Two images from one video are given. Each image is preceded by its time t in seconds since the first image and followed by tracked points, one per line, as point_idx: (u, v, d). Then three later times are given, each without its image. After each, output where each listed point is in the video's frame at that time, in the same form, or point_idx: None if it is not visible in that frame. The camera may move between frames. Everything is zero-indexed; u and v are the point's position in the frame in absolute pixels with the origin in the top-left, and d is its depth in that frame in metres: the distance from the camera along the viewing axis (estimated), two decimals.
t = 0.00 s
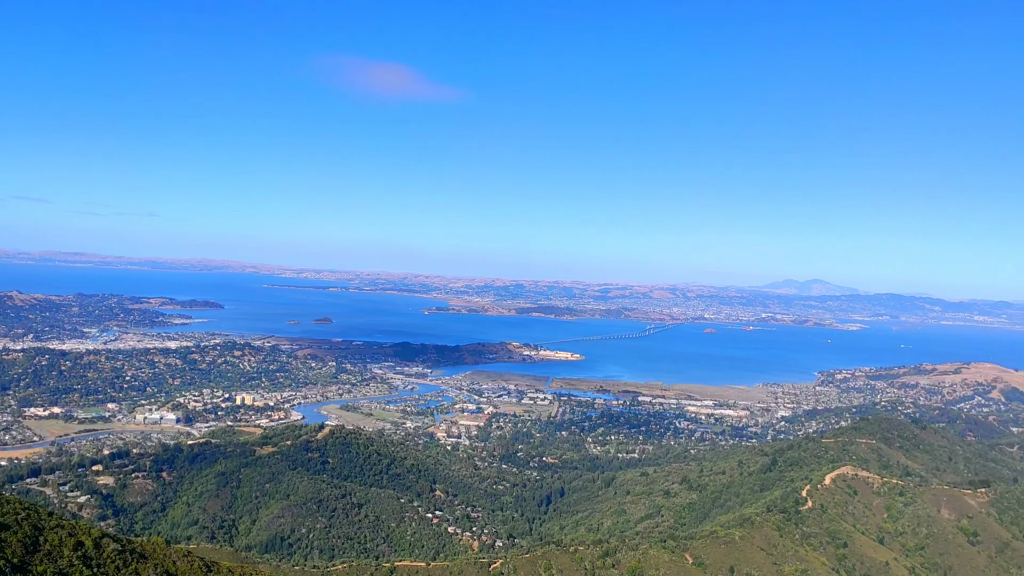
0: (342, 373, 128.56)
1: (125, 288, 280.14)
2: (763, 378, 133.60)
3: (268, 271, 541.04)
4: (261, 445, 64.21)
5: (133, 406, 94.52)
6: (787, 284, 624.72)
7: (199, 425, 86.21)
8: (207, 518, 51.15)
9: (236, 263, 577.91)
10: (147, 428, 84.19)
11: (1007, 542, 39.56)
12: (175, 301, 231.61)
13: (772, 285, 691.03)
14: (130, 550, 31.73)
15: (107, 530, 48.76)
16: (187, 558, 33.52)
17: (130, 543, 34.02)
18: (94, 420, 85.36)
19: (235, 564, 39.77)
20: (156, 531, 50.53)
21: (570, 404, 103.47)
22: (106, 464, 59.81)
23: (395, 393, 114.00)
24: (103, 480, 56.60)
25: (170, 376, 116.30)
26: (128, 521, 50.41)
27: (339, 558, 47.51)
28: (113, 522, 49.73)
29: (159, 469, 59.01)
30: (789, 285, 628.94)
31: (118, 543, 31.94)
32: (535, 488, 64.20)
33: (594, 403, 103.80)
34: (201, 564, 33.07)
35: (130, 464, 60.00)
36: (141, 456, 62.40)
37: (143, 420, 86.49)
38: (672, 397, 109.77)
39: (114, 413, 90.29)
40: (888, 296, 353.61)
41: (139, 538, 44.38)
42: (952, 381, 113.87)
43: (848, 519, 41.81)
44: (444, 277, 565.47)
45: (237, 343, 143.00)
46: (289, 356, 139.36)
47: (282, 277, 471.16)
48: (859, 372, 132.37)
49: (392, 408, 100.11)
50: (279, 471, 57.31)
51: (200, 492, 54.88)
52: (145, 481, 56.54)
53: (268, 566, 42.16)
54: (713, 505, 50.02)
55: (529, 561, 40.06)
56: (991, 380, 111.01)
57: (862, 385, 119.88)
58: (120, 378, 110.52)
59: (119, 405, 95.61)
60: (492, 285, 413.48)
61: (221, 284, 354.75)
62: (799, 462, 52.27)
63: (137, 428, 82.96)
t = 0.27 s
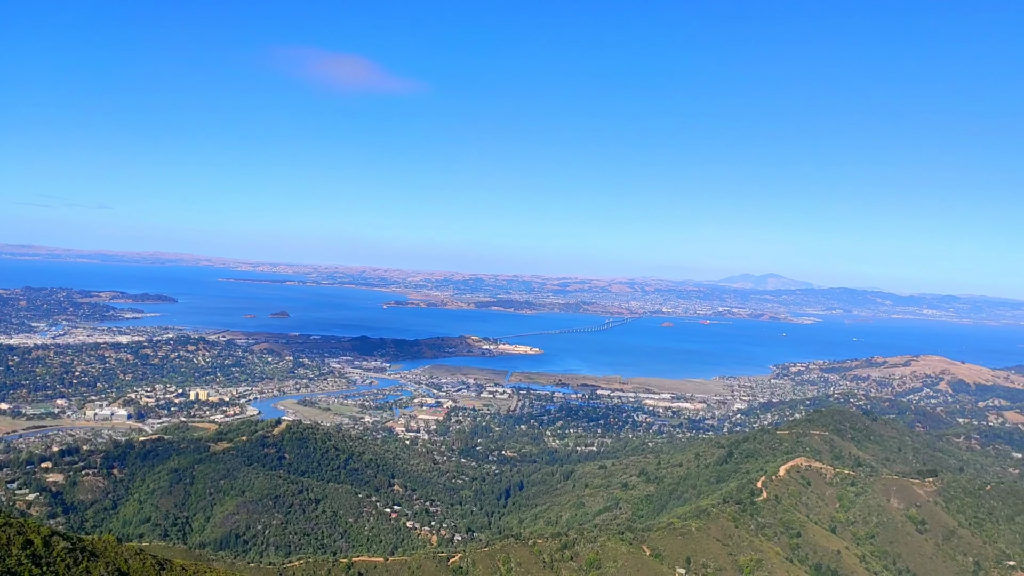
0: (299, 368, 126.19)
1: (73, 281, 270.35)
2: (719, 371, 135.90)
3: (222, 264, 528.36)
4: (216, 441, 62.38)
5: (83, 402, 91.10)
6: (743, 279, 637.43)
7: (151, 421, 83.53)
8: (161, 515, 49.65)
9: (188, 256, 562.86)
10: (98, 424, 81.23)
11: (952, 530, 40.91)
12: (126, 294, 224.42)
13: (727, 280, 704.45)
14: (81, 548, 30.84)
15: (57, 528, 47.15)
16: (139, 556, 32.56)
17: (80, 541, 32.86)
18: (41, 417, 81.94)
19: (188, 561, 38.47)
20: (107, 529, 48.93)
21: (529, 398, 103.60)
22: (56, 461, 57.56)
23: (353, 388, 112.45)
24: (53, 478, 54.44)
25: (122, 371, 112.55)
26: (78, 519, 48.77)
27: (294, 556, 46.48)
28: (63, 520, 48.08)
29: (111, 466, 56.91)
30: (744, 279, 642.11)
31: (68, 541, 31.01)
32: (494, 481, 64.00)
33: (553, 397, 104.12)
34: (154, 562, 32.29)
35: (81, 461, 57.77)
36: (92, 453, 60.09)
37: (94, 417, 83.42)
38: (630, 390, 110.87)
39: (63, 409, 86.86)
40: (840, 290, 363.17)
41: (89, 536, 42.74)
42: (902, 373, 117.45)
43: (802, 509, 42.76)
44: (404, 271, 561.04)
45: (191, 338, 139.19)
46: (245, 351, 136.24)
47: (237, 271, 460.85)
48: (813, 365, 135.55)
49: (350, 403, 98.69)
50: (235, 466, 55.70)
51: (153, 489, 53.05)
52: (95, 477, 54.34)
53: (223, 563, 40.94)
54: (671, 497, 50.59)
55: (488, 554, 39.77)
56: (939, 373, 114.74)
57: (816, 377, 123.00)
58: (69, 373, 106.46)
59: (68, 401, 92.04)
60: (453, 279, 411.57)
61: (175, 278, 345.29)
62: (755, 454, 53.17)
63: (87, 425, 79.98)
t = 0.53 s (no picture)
0: (259, 360, 123.66)
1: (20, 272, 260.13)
2: (679, 363, 137.59)
3: (178, 255, 514.78)
4: (173, 434, 60.49)
5: (35, 396, 87.59)
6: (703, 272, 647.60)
7: (106, 415, 80.74)
8: (117, 510, 48.08)
9: (141, 247, 546.64)
10: (51, 418, 78.10)
11: (906, 517, 42.05)
12: (78, 285, 216.91)
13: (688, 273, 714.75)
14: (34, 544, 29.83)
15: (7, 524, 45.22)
16: (95, 551, 31.52)
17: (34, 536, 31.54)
18: None
19: (145, 556, 37.16)
20: (63, 524, 47.25)
21: (491, 390, 103.38)
22: (7, 456, 55.12)
23: (314, 380, 110.72)
24: (4, 472, 52.02)
25: (76, 364, 108.61)
26: (31, 515, 46.92)
27: (255, 548, 45.44)
28: (15, 515, 46.16)
29: (65, 461, 54.74)
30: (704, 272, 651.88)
31: (21, 536, 29.92)
32: (456, 474, 63.60)
33: (516, 389, 104.07)
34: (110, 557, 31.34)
35: (33, 456, 55.41)
36: (45, 447, 57.67)
37: (46, 411, 80.21)
38: (592, 382, 111.51)
39: (14, 403, 83.35)
40: (798, 283, 370.91)
41: (43, 532, 41.02)
42: (858, 364, 120.41)
43: (760, 499, 43.54)
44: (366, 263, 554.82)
45: (148, 330, 135.15)
46: (203, 344, 132.84)
47: (194, 262, 449.71)
48: (772, 356, 138.13)
49: (311, 396, 97.06)
50: (193, 460, 54.08)
51: (108, 484, 51.20)
52: (48, 473, 52.34)
53: (181, 559, 39.66)
54: (632, 488, 50.96)
55: (450, 546, 39.38)
56: (894, 364, 117.90)
57: (774, 369, 125.46)
58: (19, 366, 102.30)
59: (18, 394, 88.37)
60: (416, 271, 408.28)
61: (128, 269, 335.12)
62: (714, 444, 53.83)
63: (40, 419, 76.89)
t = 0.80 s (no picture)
0: (222, 350, 121.14)
1: None
2: (645, 352, 138.87)
3: (137, 243, 501.39)
4: (134, 425, 58.84)
5: None
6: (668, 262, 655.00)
7: (65, 406, 78.19)
8: (77, 501, 46.70)
9: (96, 235, 530.44)
10: (6, 410, 75.33)
11: (864, 503, 43.09)
12: (32, 274, 209.30)
13: (652, 264, 722.06)
14: None
15: None
16: (55, 544, 30.14)
17: None
18: None
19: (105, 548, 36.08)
20: (19, 517, 45.72)
21: (457, 379, 103.10)
22: None
23: (278, 371, 108.92)
24: None
25: (32, 354, 104.97)
26: None
27: (218, 540, 44.53)
28: None
29: (21, 452, 52.84)
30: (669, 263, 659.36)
31: None
32: (422, 463, 63.20)
33: (482, 379, 103.83)
34: (70, 550, 30.11)
35: None
36: None
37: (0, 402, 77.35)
38: (558, 371, 111.99)
39: None
40: (762, 273, 377.16)
41: None
42: (819, 353, 123.07)
43: (724, 486, 44.18)
44: (330, 252, 547.62)
45: (106, 320, 131.24)
46: (164, 333, 129.57)
47: (152, 251, 438.17)
48: (736, 345, 140.27)
49: (275, 385, 95.50)
50: (155, 451, 52.74)
51: (67, 476, 49.57)
52: (5, 464, 50.51)
53: (142, 551, 38.59)
54: (597, 476, 51.28)
55: (415, 536, 39.05)
56: (854, 353, 120.62)
57: (737, 358, 127.56)
58: None
59: None
60: (382, 260, 404.43)
61: (84, 257, 324.93)
62: (679, 433, 54.43)
63: None
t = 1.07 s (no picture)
0: (188, 337, 118.63)
1: None
2: (614, 339, 139.86)
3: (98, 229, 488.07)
4: (98, 414, 57.25)
5: None
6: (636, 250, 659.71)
7: (26, 394, 75.88)
8: (40, 491, 45.38)
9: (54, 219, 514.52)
10: None
11: (828, 487, 44.00)
12: None
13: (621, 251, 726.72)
14: None
15: None
16: (17, 534, 28.89)
17: None
18: None
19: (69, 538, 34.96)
20: None
21: (427, 366, 102.61)
22: None
23: (245, 358, 107.16)
24: None
25: None
26: None
27: (184, 529, 43.66)
28: None
29: None
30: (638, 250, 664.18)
31: None
32: (391, 451, 62.74)
33: (451, 366, 103.46)
34: (33, 539, 28.90)
35: None
36: None
37: None
38: (527, 358, 112.18)
39: None
40: (730, 260, 381.83)
41: None
42: (785, 340, 125.14)
43: (691, 471, 44.67)
44: (297, 239, 539.82)
45: (68, 306, 127.51)
46: (128, 320, 126.40)
47: (113, 236, 426.71)
48: (704, 332, 141.97)
49: (242, 373, 93.92)
50: (120, 440, 51.46)
51: (30, 465, 48.05)
52: None
53: (107, 540, 37.61)
54: (566, 462, 51.49)
55: (385, 523, 38.65)
56: (820, 339, 122.87)
57: (705, 345, 129.15)
58: None
59: None
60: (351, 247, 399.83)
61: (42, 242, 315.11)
62: (647, 419, 54.86)
63: None
